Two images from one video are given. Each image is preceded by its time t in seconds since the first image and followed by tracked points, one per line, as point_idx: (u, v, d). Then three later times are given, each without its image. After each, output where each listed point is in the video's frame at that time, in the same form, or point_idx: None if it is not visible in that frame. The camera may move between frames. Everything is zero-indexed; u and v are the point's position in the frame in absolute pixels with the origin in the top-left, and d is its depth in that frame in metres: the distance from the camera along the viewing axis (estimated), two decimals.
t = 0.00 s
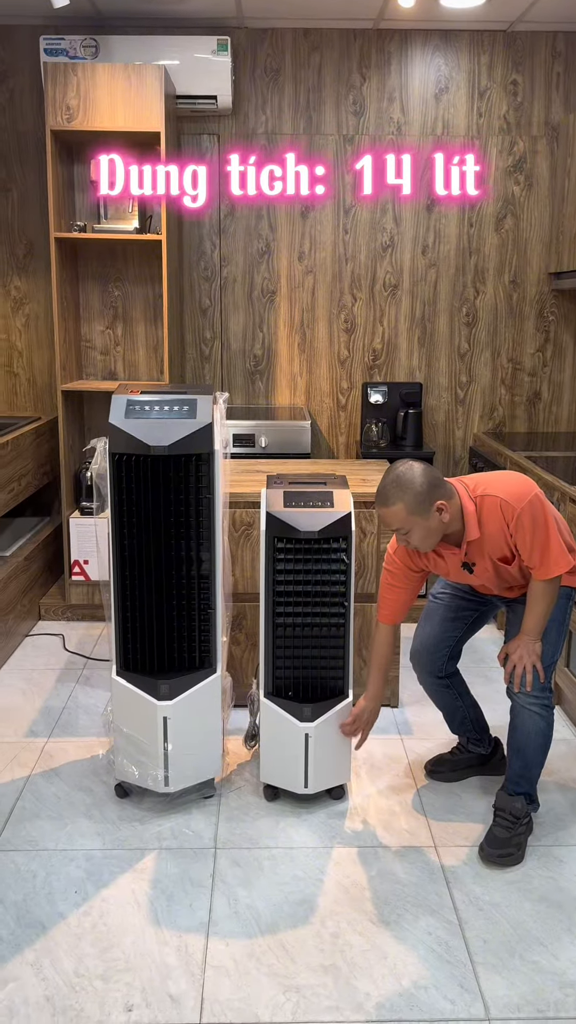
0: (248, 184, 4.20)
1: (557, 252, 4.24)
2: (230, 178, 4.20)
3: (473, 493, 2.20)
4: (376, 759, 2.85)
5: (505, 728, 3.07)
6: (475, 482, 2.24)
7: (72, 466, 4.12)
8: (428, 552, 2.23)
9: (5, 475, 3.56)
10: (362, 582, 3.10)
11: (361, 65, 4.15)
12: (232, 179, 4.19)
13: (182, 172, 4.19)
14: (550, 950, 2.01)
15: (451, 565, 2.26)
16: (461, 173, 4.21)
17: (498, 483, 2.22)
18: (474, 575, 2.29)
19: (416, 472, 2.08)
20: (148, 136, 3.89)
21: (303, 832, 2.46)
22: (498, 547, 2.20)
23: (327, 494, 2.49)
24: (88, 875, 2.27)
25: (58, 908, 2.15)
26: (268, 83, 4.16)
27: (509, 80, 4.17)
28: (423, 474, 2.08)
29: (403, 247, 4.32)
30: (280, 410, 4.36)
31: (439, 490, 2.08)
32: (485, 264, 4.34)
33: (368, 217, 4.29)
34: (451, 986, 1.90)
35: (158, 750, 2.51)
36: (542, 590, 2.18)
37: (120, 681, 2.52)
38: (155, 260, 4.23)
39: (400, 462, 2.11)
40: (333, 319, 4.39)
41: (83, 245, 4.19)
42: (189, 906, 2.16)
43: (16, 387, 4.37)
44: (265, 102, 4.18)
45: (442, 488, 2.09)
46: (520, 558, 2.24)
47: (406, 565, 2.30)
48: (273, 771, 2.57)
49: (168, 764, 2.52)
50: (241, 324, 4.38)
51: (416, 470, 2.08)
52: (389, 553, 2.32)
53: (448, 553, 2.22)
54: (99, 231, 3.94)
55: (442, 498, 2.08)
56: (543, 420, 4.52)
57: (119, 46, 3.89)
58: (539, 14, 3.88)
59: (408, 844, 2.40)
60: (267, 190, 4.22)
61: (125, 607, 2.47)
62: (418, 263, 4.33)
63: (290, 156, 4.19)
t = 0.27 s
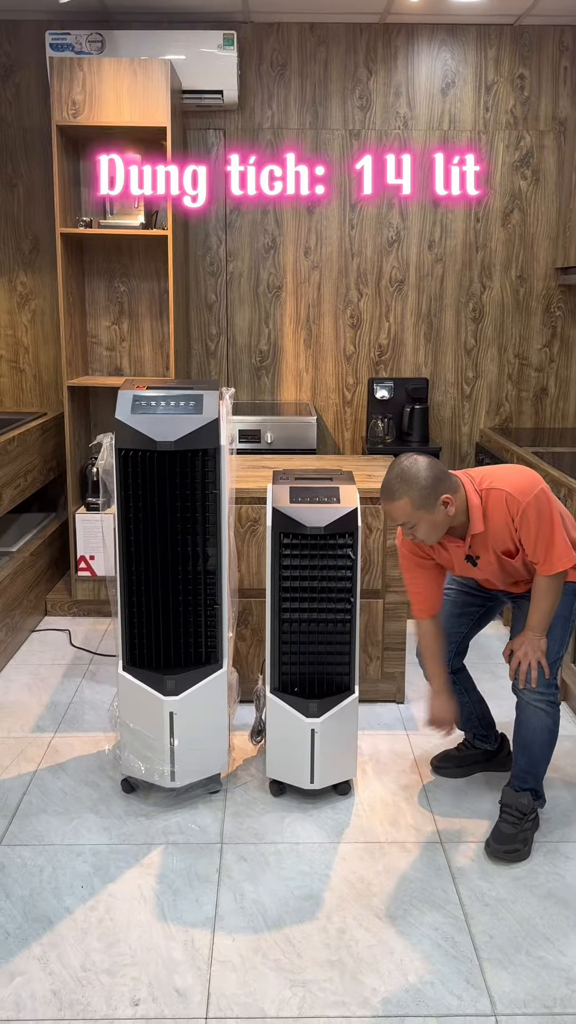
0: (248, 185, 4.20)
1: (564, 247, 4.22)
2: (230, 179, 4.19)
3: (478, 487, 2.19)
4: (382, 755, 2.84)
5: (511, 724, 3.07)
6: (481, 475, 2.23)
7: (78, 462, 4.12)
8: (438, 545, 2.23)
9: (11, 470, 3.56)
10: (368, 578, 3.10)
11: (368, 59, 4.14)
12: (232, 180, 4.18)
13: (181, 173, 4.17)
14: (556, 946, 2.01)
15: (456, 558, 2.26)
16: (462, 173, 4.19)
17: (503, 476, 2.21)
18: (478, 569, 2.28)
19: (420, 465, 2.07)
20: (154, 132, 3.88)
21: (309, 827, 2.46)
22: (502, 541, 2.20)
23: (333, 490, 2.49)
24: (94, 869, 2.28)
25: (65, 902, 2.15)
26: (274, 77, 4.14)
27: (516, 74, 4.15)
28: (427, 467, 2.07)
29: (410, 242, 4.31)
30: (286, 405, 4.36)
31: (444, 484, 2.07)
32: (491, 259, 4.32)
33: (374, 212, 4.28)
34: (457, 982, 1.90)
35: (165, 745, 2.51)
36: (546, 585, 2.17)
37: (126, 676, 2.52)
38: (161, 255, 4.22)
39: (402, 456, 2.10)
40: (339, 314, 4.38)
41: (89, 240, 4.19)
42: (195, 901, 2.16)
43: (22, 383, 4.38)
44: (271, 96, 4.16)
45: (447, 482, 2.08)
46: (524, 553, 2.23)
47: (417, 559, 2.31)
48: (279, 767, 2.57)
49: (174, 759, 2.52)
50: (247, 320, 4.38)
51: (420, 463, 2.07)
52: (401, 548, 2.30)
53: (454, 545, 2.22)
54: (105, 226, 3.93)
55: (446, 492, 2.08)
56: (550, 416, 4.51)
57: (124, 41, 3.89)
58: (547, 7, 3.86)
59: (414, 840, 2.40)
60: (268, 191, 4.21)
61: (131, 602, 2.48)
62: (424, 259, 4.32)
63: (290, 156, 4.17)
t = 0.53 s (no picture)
0: (248, 184, 4.19)
1: (571, 243, 4.21)
2: (230, 179, 4.19)
3: (488, 482, 2.19)
4: (388, 751, 2.84)
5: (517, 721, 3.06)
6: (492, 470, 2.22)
7: (83, 458, 4.13)
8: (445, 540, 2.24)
9: (17, 466, 3.57)
10: (373, 574, 3.10)
11: (374, 55, 4.12)
12: (232, 179, 4.17)
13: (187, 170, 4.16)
14: (562, 943, 2.01)
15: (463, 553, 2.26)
16: (462, 173, 4.19)
17: (514, 472, 2.20)
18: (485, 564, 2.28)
19: (430, 460, 2.07)
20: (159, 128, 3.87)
21: (314, 823, 2.47)
22: (510, 538, 2.19)
23: (339, 487, 2.49)
24: (100, 865, 2.28)
25: (71, 897, 2.16)
26: (279, 73, 4.14)
27: (522, 69, 4.14)
28: (437, 462, 2.07)
29: (416, 238, 4.29)
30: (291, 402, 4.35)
31: (453, 479, 2.07)
32: (497, 254, 4.31)
33: (380, 208, 4.27)
34: (463, 978, 1.90)
35: (170, 741, 2.52)
36: (553, 583, 2.17)
37: (132, 672, 2.52)
38: (166, 251, 4.22)
39: (413, 451, 2.10)
40: (344, 311, 4.37)
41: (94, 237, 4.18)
42: (201, 896, 2.16)
43: (28, 379, 4.38)
44: (277, 92, 4.16)
45: (457, 477, 2.08)
46: (531, 550, 2.22)
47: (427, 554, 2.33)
48: (284, 763, 2.57)
49: (179, 755, 2.52)
50: (252, 316, 4.37)
51: (430, 457, 2.07)
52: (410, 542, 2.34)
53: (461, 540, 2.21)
54: (111, 222, 3.93)
55: (455, 487, 2.08)
56: (556, 412, 4.49)
57: (130, 37, 3.88)
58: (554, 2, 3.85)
59: (420, 836, 2.40)
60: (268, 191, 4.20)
61: (137, 599, 2.48)
62: (430, 254, 4.31)
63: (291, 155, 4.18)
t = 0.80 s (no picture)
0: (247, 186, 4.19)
1: None
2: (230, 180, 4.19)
3: (495, 478, 2.18)
4: (392, 749, 2.84)
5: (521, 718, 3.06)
6: (500, 466, 2.22)
7: (88, 455, 4.13)
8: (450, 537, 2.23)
9: (22, 463, 3.57)
10: (378, 572, 3.10)
11: (379, 51, 4.11)
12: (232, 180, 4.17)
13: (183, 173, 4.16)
14: (567, 941, 2.01)
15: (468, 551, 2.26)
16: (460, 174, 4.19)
17: (523, 468, 2.19)
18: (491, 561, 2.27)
19: (439, 456, 2.06)
20: (164, 125, 3.87)
21: (319, 820, 2.47)
22: (516, 534, 2.19)
23: (344, 485, 2.49)
24: (105, 862, 2.28)
25: (76, 894, 2.16)
26: (284, 70, 4.13)
27: (528, 66, 4.12)
28: (446, 458, 2.06)
29: (421, 235, 4.29)
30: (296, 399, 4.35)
31: (461, 475, 2.06)
32: (503, 251, 4.30)
33: (385, 205, 4.26)
34: (468, 975, 1.90)
35: (175, 738, 2.52)
36: (560, 580, 2.16)
37: (137, 669, 2.53)
38: (171, 248, 4.22)
39: (421, 445, 2.09)
40: (350, 308, 4.37)
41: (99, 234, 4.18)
42: (206, 893, 2.17)
43: (33, 376, 4.39)
44: (282, 89, 4.15)
45: (465, 473, 2.07)
46: (538, 547, 2.22)
47: (432, 549, 2.32)
48: (289, 760, 2.57)
49: (185, 751, 2.53)
50: (257, 314, 4.37)
51: (439, 453, 2.06)
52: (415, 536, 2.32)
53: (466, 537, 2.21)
54: (117, 219, 3.93)
55: (463, 484, 2.07)
56: (561, 410, 4.49)
57: (135, 34, 3.87)
58: None
59: (424, 834, 2.40)
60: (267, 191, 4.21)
61: (142, 596, 2.48)
62: (436, 252, 4.30)
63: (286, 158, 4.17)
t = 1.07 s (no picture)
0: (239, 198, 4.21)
1: None
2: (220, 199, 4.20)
3: (502, 476, 2.18)
4: (396, 747, 2.85)
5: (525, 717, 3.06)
6: (507, 464, 2.22)
7: (92, 454, 4.13)
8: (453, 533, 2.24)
9: (27, 462, 3.58)
10: (382, 571, 3.10)
11: (383, 49, 4.11)
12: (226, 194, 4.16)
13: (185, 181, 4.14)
14: (570, 939, 2.01)
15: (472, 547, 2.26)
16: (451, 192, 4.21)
17: (531, 466, 2.19)
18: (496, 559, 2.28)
19: (444, 453, 2.06)
20: (168, 125, 3.87)
21: (322, 818, 2.47)
22: (522, 533, 2.19)
23: (347, 483, 2.49)
24: (109, 859, 2.29)
25: (80, 892, 2.17)
26: (288, 68, 4.13)
27: (532, 64, 4.12)
28: (451, 456, 2.05)
29: (425, 233, 4.28)
30: (299, 398, 4.35)
31: (466, 473, 2.06)
32: (507, 250, 4.29)
33: (389, 204, 4.26)
34: (471, 974, 1.90)
35: (179, 736, 2.52)
36: (565, 579, 2.16)
37: (141, 668, 2.53)
38: (175, 247, 4.22)
39: (427, 443, 2.09)
40: (353, 307, 4.37)
41: (103, 233, 4.19)
42: (210, 891, 2.17)
43: (37, 375, 4.39)
44: (286, 87, 4.15)
45: (470, 471, 2.07)
46: (543, 545, 2.22)
47: (435, 545, 2.33)
48: (293, 758, 2.57)
49: (188, 750, 2.53)
50: (260, 312, 4.37)
51: (444, 450, 2.06)
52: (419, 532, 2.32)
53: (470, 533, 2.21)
54: (121, 218, 3.93)
55: (468, 481, 2.07)
56: (565, 408, 4.48)
57: (139, 33, 3.88)
58: None
59: (428, 833, 2.40)
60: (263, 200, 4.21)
61: (145, 595, 2.48)
62: (440, 250, 4.30)
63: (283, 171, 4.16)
